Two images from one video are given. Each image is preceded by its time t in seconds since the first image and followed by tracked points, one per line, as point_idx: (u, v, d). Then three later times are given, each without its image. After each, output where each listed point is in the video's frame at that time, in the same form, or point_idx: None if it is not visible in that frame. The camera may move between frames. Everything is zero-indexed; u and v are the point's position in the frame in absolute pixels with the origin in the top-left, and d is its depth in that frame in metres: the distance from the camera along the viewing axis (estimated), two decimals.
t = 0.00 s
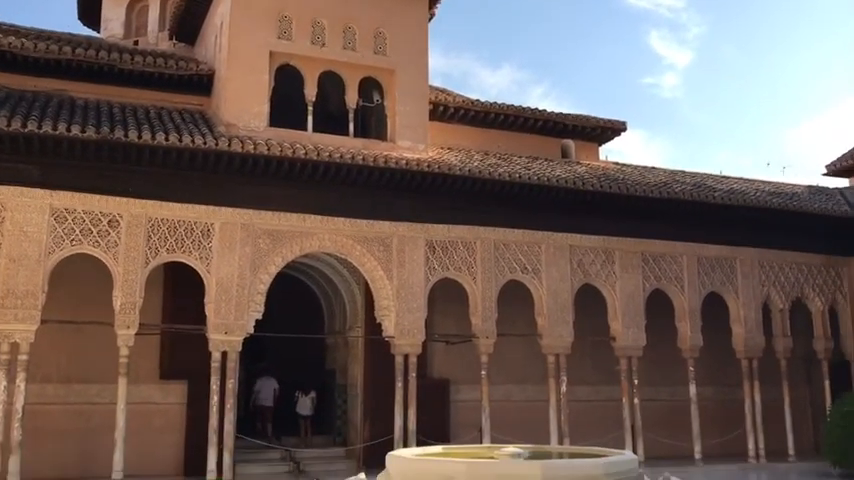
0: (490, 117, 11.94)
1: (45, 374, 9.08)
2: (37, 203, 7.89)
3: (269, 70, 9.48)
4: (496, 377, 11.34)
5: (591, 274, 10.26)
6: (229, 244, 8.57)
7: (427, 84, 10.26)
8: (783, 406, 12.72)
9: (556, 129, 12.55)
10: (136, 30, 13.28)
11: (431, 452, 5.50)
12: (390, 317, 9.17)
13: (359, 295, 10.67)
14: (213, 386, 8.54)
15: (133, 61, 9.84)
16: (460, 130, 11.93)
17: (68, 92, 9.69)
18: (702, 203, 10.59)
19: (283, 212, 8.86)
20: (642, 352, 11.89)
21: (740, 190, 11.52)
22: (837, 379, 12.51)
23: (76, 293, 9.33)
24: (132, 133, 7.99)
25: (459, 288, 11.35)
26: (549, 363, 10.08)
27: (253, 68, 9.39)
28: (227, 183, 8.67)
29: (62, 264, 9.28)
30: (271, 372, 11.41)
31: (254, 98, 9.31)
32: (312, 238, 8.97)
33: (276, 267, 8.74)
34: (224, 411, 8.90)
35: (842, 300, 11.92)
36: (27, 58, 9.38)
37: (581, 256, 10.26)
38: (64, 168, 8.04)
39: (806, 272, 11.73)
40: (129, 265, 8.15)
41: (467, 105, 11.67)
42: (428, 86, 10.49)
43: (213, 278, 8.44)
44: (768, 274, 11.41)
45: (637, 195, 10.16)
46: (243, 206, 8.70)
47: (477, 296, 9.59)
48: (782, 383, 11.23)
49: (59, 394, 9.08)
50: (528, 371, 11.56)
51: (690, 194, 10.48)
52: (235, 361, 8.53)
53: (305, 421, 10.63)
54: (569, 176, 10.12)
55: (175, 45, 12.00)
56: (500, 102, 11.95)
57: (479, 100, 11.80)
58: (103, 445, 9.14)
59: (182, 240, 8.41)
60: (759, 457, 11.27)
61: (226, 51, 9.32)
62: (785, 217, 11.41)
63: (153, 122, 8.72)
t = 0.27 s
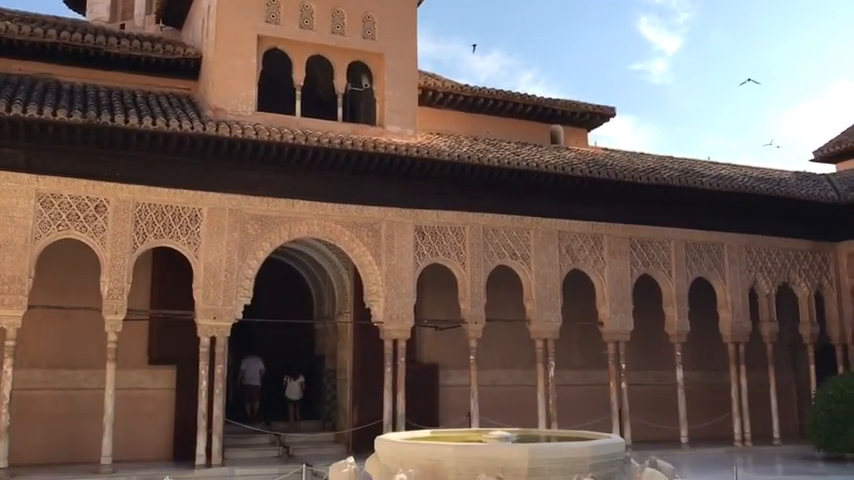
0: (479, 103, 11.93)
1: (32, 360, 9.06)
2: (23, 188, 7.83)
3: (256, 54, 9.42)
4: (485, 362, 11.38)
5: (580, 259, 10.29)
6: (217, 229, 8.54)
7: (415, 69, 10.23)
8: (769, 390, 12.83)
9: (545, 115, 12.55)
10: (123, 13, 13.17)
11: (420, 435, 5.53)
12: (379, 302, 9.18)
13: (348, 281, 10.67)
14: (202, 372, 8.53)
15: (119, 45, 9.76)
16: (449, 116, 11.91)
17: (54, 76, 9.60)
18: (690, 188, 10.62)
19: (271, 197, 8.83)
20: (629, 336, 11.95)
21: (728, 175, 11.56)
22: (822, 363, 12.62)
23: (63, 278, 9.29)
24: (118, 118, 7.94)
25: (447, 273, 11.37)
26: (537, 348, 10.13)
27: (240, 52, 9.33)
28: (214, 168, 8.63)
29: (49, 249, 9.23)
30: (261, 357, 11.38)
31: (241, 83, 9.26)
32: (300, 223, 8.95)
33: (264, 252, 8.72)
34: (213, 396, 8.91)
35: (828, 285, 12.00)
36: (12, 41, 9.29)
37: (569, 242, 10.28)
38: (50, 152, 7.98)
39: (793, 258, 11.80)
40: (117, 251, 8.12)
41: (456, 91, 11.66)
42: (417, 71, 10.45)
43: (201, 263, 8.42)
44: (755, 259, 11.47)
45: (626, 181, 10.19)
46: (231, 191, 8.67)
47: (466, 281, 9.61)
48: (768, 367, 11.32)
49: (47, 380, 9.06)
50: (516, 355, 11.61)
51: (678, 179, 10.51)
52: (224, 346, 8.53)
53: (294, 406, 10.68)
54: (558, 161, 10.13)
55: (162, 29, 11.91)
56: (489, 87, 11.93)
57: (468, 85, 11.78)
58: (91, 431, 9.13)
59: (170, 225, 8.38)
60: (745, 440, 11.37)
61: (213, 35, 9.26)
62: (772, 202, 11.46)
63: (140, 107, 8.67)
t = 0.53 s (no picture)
0: (469, 87, 11.90)
1: (21, 346, 9.02)
2: (10, 173, 7.77)
3: (246, 38, 9.35)
4: (475, 347, 11.41)
5: (570, 245, 10.31)
6: (206, 214, 8.51)
7: (406, 53, 10.17)
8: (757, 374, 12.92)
9: (536, 100, 12.54)
10: None
11: (410, 419, 5.54)
12: (370, 287, 9.18)
13: (338, 267, 10.65)
14: (192, 357, 8.53)
15: (107, 28, 9.66)
16: (440, 101, 11.87)
17: (40, 60, 9.50)
18: (680, 174, 10.64)
19: (260, 182, 8.80)
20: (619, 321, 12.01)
21: (718, 161, 11.58)
22: (810, 347, 12.71)
23: (52, 264, 9.25)
24: (106, 102, 7.87)
25: (438, 258, 11.37)
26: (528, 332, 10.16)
27: (229, 35, 9.26)
28: (203, 152, 8.59)
29: (37, 234, 9.18)
30: (251, 343, 11.36)
31: (230, 67, 9.20)
32: (290, 209, 8.92)
33: (254, 237, 8.69)
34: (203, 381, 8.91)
35: (816, 270, 12.07)
36: None
37: (560, 227, 10.30)
38: (37, 137, 7.92)
39: (782, 243, 11.85)
40: (106, 236, 8.08)
41: (446, 76, 11.62)
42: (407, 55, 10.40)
43: (190, 249, 8.39)
44: (744, 245, 11.52)
45: (616, 166, 10.19)
46: (220, 176, 8.64)
47: (456, 266, 9.62)
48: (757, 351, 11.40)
49: (36, 366, 9.03)
50: (506, 340, 11.65)
51: (668, 165, 10.52)
52: (214, 331, 8.52)
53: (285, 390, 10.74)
54: (548, 146, 10.13)
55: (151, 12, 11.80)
56: (479, 72, 11.89)
57: (459, 69, 11.73)
58: (81, 416, 9.12)
59: (159, 210, 8.34)
60: (733, 424, 11.47)
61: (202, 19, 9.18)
62: (762, 188, 11.50)
63: (128, 91, 8.60)
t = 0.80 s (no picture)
0: (461, 72, 11.87)
1: (13, 332, 9.00)
2: None
3: (236, 23, 9.29)
4: (467, 332, 11.44)
5: (562, 230, 10.32)
6: (198, 200, 8.48)
7: (398, 38, 10.13)
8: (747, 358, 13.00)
9: (528, 85, 12.52)
10: None
11: (403, 404, 5.56)
12: (362, 273, 9.18)
13: (331, 252, 10.65)
14: (184, 343, 8.53)
15: (96, 12, 9.58)
16: (432, 86, 11.83)
17: (29, 44, 9.41)
18: (671, 159, 10.65)
19: (252, 167, 8.77)
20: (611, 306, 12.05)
21: (709, 146, 11.60)
22: (800, 332, 12.79)
23: (43, 250, 9.21)
24: (96, 87, 7.82)
25: (430, 244, 11.38)
26: (520, 318, 10.19)
27: (219, 20, 9.20)
28: (194, 138, 8.55)
29: (27, 220, 9.15)
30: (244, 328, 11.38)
31: (221, 52, 9.14)
32: (282, 194, 8.90)
33: (246, 223, 8.67)
34: (196, 367, 8.92)
35: (807, 255, 12.12)
36: None
37: (552, 213, 10.30)
38: (26, 122, 7.87)
39: (773, 228, 11.90)
40: (97, 222, 8.05)
41: (438, 61, 11.59)
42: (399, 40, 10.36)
43: (182, 235, 8.37)
44: (735, 230, 11.56)
45: (608, 152, 10.20)
46: (211, 161, 8.60)
47: (449, 252, 9.62)
48: (748, 335, 11.45)
49: (28, 352, 9.01)
50: (498, 326, 11.68)
51: (660, 150, 10.54)
52: (206, 317, 8.52)
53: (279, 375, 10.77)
54: (541, 132, 10.12)
55: None
56: (472, 57, 11.85)
57: (451, 54, 11.70)
58: (73, 402, 9.11)
59: (150, 196, 8.31)
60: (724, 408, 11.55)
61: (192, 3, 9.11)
62: (753, 173, 11.52)
63: (118, 76, 8.54)
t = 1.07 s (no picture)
0: (455, 56, 11.83)
1: (6, 317, 8.99)
2: None
3: (228, 7, 9.24)
4: (461, 317, 11.47)
5: (555, 215, 10.34)
6: (190, 185, 8.46)
7: (390, 22, 10.09)
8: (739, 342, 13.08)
9: (522, 69, 12.47)
10: None
11: (396, 388, 5.58)
12: (355, 258, 9.19)
13: (324, 237, 10.64)
14: (177, 328, 8.54)
15: None
16: (425, 70, 11.80)
17: (18, 28, 9.34)
18: (664, 143, 10.67)
19: (245, 152, 8.75)
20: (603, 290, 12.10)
21: (702, 130, 11.61)
22: (791, 315, 12.87)
23: (34, 236, 9.18)
24: (87, 71, 7.77)
25: (423, 228, 11.38)
26: (513, 302, 10.23)
27: (211, 4, 9.14)
28: (186, 123, 8.53)
29: (19, 206, 9.12)
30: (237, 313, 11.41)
31: (212, 36, 9.09)
32: (275, 179, 8.88)
33: (239, 208, 8.66)
34: (189, 352, 8.93)
35: (799, 239, 12.18)
36: None
37: (545, 197, 10.32)
38: (17, 106, 7.83)
39: (765, 212, 11.94)
40: (89, 207, 8.03)
41: (432, 44, 11.54)
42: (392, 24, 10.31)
43: (175, 219, 8.36)
44: (727, 214, 11.60)
45: (601, 136, 10.20)
46: (204, 146, 8.58)
47: (442, 237, 9.63)
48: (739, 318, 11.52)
49: (21, 337, 9.00)
50: (491, 310, 11.72)
51: (653, 135, 10.54)
52: (199, 302, 8.52)
53: (275, 354, 10.94)
54: (533, 116, 10.12)
55: None
56: (464, 41, 11.82)
57: (444, 38, 11.65)
58: (67, 387, 9.13)
59: (142, 181, 8.29)
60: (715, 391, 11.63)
61: None
62: (746, 157, 11.54)
63: (109, 60, 8.49)
